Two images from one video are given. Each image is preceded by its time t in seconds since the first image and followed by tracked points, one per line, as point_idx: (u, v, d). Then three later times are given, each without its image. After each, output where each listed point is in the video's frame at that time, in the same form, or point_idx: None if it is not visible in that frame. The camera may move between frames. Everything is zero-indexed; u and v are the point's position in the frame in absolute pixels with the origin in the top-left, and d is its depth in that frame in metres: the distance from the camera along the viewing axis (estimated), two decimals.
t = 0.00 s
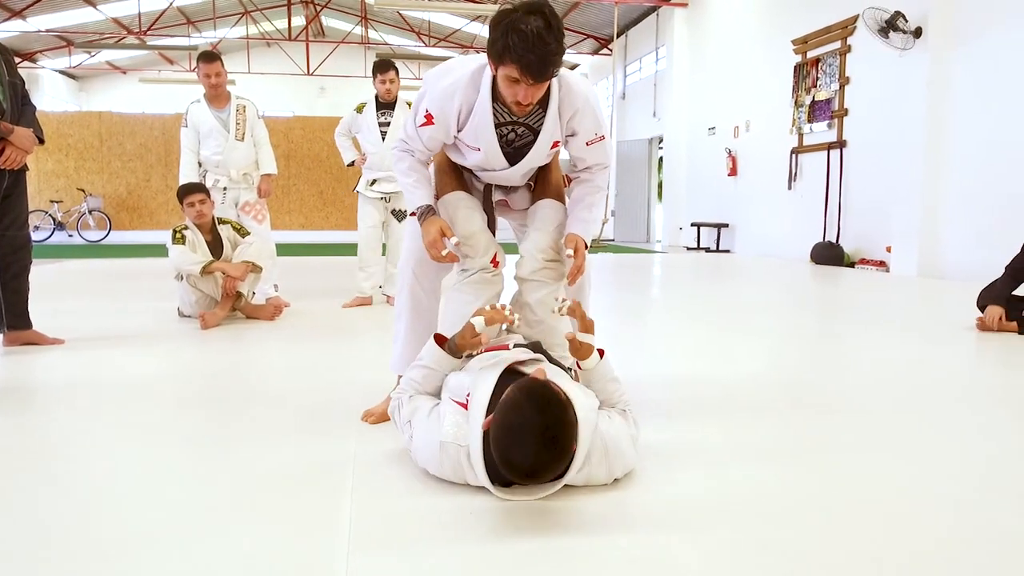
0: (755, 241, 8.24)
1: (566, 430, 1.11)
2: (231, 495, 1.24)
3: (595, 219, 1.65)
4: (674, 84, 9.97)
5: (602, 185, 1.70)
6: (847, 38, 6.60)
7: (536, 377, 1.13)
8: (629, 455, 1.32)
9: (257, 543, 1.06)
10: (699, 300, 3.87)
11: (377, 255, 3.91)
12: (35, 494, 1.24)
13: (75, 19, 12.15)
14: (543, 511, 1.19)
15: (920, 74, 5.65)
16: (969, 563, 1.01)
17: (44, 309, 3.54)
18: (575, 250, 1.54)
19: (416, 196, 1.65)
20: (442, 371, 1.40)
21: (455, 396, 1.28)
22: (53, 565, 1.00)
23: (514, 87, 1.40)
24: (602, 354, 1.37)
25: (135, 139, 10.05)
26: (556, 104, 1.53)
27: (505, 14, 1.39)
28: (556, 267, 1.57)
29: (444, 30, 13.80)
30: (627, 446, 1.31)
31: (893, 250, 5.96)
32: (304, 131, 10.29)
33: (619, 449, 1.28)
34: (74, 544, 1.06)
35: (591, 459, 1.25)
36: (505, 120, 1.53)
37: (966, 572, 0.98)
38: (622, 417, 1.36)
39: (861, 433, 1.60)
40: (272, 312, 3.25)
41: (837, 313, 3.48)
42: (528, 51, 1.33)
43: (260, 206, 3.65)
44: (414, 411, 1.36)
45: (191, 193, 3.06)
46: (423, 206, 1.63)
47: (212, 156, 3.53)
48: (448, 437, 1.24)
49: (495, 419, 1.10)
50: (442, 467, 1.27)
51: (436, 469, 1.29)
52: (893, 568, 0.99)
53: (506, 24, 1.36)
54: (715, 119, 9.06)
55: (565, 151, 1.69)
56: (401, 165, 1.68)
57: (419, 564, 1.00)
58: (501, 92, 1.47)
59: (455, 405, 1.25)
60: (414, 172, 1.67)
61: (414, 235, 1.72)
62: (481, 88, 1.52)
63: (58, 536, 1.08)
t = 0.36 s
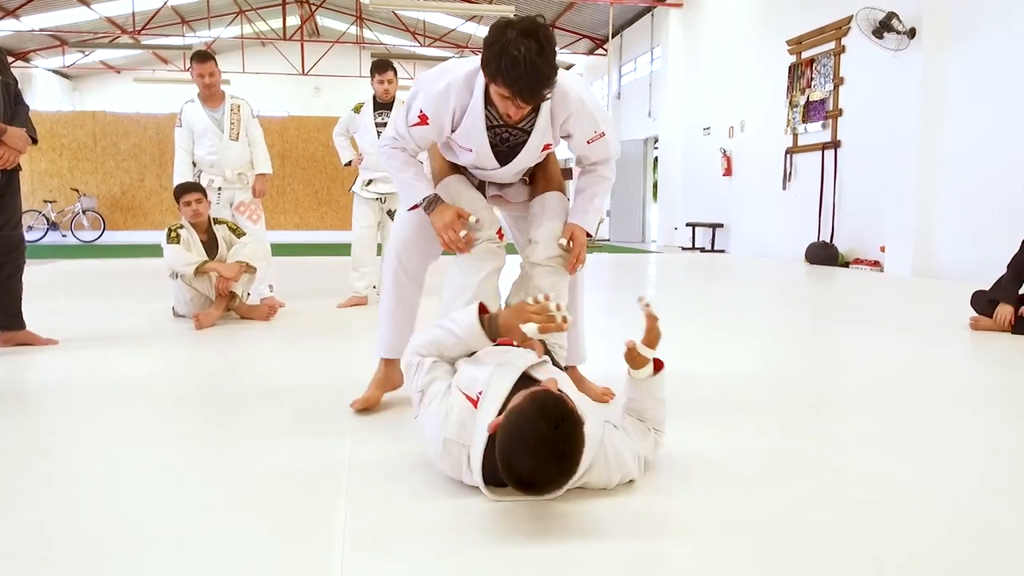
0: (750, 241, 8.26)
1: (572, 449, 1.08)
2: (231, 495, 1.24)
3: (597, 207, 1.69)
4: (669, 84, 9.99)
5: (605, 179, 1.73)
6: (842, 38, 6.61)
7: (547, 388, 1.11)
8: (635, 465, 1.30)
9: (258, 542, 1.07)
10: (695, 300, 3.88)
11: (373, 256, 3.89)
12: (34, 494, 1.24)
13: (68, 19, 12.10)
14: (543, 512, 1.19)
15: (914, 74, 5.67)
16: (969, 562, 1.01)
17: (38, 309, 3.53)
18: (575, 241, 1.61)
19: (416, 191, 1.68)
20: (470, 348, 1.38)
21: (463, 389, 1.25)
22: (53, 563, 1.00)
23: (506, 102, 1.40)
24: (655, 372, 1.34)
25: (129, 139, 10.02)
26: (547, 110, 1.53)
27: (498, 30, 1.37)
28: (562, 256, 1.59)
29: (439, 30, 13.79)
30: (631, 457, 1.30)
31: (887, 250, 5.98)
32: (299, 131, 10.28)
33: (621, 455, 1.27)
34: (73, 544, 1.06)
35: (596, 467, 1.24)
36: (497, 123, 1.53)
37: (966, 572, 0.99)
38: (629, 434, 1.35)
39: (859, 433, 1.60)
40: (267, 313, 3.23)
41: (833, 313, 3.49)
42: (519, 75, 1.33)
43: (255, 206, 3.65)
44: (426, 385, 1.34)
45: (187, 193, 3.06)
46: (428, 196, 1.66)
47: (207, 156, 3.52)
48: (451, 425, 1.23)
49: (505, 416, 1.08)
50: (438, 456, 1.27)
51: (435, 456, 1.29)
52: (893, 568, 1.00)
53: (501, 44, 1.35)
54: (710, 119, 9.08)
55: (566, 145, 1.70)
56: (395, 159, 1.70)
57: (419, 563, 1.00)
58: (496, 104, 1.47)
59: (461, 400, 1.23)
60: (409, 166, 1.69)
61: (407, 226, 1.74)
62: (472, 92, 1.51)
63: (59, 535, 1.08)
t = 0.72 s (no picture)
0: (746, 241, 8.28)
1: (582, 494, 1.06)
2: (230, 495, 1.24)
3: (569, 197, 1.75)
4: (665, 85, 10.01)
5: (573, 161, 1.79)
6: (837, 39, 6.63)
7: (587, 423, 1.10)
8: (634, 472, 1.29)
9: (258, 541, 1.07)
10: (691, 300, 3.89)
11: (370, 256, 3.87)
12: (33, 494, 1.24)
13: (63, 18, 12.06)
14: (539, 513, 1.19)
15: (909, 75, 5.68)
16: (970, 562, 1.01)
17: (33, 309, 3.52)
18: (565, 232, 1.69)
19: (378, 191, 1.64)
20: (553, 338, 1.29)
21: (513, 377, 1.25)
22: (53, 564, 1.00)
23: (480, 73, 1.42)
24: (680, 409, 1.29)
25: (125, 139, 10.00)
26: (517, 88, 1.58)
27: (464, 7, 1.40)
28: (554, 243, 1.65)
29: (435, 29, 13.81)
30: (631, 465, 1.28)
31: (883, 250, 6.00)
32: (295, 131, 10.27)
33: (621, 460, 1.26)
34: (73, 545, 1.06)
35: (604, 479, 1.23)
36: (473, 107, 1.58)
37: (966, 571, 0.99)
38: (633, 443, 1.31)
39: (856, 432, 1.61)
40: (263, 313, 3.23)
41: (828, 313, 3.51)
42: (496, 39, 1.35)
43: (252, 206, 3.64)
44: (487, 353, 1.29)
45: (185, 193, 3.05)
46: (388, 198, 1.63)
47: (203, 157, 3.51)
48: (491, 400, 1.22)
49: (543, 425, 1.07)
50: (460, 422, 1.24)
51: (452, 421, 1.27)
52: (894, 568, 1.00)
53: (471, 16, 1.37)
54: (706, 119, 9.09)
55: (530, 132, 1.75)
56: (362, 161, 1.67)
57: (419, 563, 1.01)
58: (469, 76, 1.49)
59: (507, 387, 1.23)
60: (375, 166, 1.67)
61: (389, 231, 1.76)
62: (449, 79, 1.55)
63: (59, 535, 1.09)
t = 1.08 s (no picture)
0: (742, 241, 8.29)
1: (605, 517, 1.05)
2: (231, 495, 1.23)
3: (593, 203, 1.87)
4: (662, 85, 10.02)
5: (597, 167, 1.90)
6: (833, 39, 6.64)
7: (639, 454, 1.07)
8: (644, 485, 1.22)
9: (261, 540, 1.07)
10: (688, 300, 3.89)
11: (367, 256, 3.86)
12: (32, 494, 1.23)
13: (58, 18, 12.04)
14: (540, 512, 1.18)
15: (905, 75, 5.70)
16: (969, 562, 1.02)
17: (29, 310, 3.51)
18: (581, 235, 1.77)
19: (415, 163, 1.65)
20: (618, 330, 1.23)
21: (579, 364, 1.22)
22: (54, 565, 1.00)
23: (540, 54, 1.50)
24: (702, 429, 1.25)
25: (120, 139, 9.98)
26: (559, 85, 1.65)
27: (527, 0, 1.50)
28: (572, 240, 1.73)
29: (432, 29, 13.81)
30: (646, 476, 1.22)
31: (878, 250, 6.01)
32: (291, 131, 10.26)
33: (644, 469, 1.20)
34: (72, 545, 1.05)
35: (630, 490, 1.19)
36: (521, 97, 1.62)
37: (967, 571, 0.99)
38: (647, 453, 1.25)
39: (854, 432, 1.61)
40: (260, 313, 3.22)
41: (825, 312, 3.51)
42: (560, 18, 1.44)
43: (249, 206, 3.64)
44: (558, 327, 1.24)
45: (177, 194, 3.04)
46: (423, 171, 1.65)
47: (201, 156, 3.51)
48: (554, 376, 1.18)
49: (593, 437, 1.04)
50: (514, 387, 1.19)
51: (503, 380, 1.21)
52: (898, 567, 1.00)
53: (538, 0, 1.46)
54: (702, 119, 9.10)
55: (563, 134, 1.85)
56: (400, 132, 1.66)
57: (425, 562, 1.00)
58: (524, 63, 1.56)
59: (571, 373, 1.19)
60: (413, 139, 1.66)
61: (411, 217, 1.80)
62: (500, 70, 1.60)
63: (60, 535, 1.08)
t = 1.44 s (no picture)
0: (740, 242, 8.30)
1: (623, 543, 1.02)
2: (229, 495, 1.23)
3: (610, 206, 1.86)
4: (659, 85, 10.02)
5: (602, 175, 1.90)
6: (830, 39, 6.65)
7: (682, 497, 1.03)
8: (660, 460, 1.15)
9: (259, 541, 1.07)
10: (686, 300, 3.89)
11: (365, 256, 3.86)
12: (30, 494, 1.23)
13: (54, 18, 12.02)
14: (541, 512, 1.18)
15: (903, 75, 5.70)
16: (969, 562, 1.02)
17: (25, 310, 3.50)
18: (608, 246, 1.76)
19: (409, 167, 1.62)
20: (677, 341, 1.27)
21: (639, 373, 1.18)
22: (54, 565, 1.00)
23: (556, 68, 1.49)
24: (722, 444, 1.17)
25: (117, 139, 9.96)
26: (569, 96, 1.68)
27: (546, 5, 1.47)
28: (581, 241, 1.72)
29: (429, 29, 13.80)
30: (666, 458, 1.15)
31: (876, 249, 6.02)
32: (289, 131, 10.25)
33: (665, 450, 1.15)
34: (70, 545, 1.05)
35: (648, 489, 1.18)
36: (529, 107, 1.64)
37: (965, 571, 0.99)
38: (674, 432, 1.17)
39: (852, 432, 1.62)
40: (257, 313, 3.22)
41: (823, 312, 3.52)
42: (580, 38, 1.43)
43: (247, 206, 3.63)
44: (621, 324, 1.20)
45: (171, 194, 3.04)
46: (417, 175, 1.61)
47: (200, 156, 3.50)
48: (615, 378, 1.13)
49: (640, 463, 0.99)
50: (568, 380, 1.14)
51: (557, 369, 1.16)
52: (896, 567, 1.00)
53: (559, 11, 1.44)
54: (700, 119, 9.11)
55: (568, 142, 1.87)
56: (398, 134, 1.64)
57: (424, 562, 1.00)
58: (540, 75, 1.56)
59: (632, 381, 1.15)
60: (413, 142, 1.64)
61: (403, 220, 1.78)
62: (511, 77, 1.60)
63: (60, 534, 1.08)
